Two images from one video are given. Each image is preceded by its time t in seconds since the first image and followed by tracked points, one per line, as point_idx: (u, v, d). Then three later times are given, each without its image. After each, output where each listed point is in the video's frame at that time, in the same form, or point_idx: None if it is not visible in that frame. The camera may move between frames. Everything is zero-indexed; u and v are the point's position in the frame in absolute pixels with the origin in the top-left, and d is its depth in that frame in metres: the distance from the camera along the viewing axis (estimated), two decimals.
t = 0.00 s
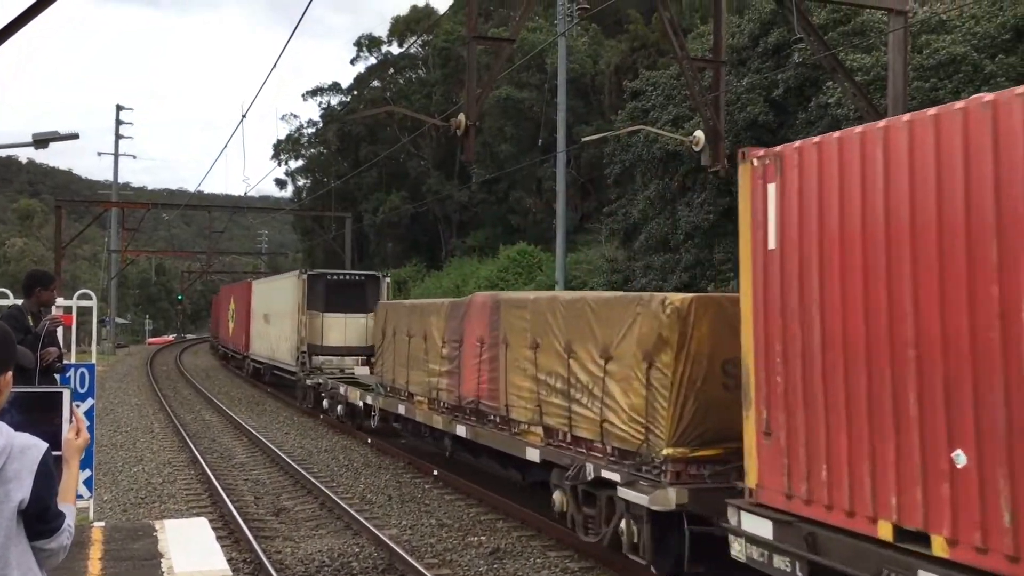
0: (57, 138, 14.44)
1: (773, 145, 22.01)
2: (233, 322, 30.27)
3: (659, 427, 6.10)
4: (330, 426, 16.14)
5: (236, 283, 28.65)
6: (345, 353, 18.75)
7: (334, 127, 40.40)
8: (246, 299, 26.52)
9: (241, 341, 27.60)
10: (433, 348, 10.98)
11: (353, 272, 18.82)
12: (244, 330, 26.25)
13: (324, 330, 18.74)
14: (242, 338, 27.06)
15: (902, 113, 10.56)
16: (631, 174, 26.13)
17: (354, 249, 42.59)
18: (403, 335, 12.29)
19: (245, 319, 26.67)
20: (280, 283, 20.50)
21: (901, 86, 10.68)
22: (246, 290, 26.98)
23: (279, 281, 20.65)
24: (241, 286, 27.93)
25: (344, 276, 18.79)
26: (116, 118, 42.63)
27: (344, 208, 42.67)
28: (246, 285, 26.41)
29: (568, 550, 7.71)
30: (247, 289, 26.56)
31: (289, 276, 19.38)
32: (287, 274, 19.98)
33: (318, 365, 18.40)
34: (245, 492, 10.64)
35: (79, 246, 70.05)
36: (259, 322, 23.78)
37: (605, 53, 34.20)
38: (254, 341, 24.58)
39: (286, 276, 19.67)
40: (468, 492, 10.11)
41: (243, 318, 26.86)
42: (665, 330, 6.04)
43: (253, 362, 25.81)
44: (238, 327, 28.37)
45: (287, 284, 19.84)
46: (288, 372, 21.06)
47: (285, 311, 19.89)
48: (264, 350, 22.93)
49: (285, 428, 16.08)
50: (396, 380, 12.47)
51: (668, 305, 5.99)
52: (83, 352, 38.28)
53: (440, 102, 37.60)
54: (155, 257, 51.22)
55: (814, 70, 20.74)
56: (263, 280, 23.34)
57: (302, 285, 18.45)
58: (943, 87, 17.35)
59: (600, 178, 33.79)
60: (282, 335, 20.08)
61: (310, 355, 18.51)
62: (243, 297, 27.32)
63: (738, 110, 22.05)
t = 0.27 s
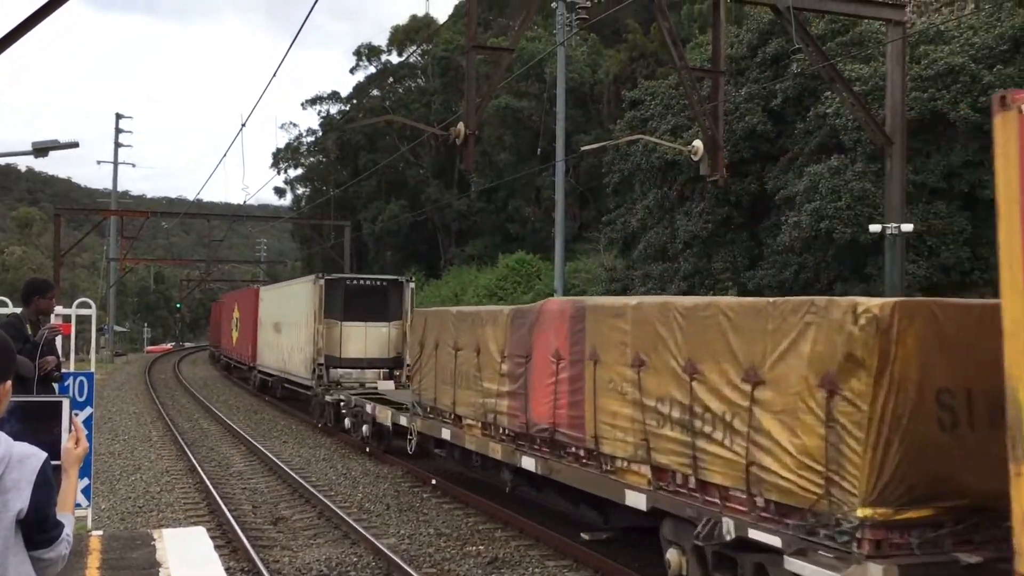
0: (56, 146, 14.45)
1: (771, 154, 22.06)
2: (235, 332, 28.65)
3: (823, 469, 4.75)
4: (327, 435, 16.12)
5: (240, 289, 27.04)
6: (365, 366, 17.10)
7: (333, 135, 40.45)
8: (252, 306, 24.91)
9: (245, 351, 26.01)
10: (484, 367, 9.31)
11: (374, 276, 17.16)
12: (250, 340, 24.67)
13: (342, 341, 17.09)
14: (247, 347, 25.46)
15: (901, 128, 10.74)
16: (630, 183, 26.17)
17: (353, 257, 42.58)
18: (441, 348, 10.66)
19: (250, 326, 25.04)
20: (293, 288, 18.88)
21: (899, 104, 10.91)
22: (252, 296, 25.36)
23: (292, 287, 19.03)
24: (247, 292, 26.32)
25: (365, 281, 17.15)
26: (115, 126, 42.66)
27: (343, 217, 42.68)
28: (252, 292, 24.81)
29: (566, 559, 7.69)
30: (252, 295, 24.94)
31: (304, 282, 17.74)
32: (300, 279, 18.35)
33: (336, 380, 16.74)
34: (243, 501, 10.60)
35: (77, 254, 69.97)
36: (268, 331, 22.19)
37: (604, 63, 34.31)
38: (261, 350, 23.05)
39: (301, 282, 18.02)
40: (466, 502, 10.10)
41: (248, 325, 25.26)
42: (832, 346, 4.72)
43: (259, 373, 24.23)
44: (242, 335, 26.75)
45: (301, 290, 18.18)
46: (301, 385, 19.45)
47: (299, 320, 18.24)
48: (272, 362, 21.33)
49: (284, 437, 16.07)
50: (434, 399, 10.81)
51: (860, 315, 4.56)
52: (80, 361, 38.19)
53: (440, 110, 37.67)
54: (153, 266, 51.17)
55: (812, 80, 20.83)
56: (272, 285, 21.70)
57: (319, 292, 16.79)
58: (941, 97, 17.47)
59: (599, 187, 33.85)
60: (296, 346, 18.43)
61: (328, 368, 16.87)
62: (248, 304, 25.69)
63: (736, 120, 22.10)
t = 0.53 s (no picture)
0: (58, 151, 14.48)
1: (772, 161, 22.09)
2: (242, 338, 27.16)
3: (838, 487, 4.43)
4: (327, 440, 16.10)
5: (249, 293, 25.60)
6: (391, 377, 15.60)
7: (334, 141, 40.52)
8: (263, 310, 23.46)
9: (253, 360, 24.49)
10: (562, 386, 7.42)
11: (402, 278, 15.68)
12: (260, 347, 23.23)
13: (367, 349, 15.63)
14: (256, 356, 23.98)
15: (903, 134, 10.74)
16: (631, 189, 26.19)
17: (354, 262, 42.62)
18: (501, 359, 8.84)
19: (259, 334, 23.56)
20: (311, 291, 17.43)
21: (900, 111, 10.92)
22: (262, 301, 23.94)
23: (311, 290, 17.54)
24: (257, 296, 24.89)
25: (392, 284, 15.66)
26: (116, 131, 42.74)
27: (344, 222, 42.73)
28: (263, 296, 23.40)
29: (566, 566, 7.66)
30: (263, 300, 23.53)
31: (324, 284, 16.27)
32: (321, 281, 16.90)
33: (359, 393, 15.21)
34: (242, 506, 10.59)
35: (78, 259, 70.06)
36: (280, 338, 20.78)
37: (605, 69, 34.36)
38: (272, 359, 21.60)
39: (321, 284, 16.57)
40: (465, 509, 10.08)
41: (258, 333, 23.79)
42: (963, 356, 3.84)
43: (268, 384, 22.75)
44: (250, 343, 25.28)
45: (322, 293, 16.69)
46: (318, 397, 17.97)
47: (317, 325, 16.74)
48: (286, 372, 19.87)
49: (283, 442, 16.04)
50: (487, 420, 9.15)
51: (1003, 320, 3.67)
52: (81, 366, 38.20)
53: (441, 116, 37.71)
54: (154, 270, 51.22)
55: (813, 87, 20.87)
56: (287, 289, 20.27)
57: (342, 294, 15.29)
58: (941, 105, 17.54)
59: (600, 193, 33.87)
60: (314, 354, 16.92)
61: (351, 379, 15.34)
62: (258, 309, 24.21)
63: (737, 127, 22.12)
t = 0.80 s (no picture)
0: (60, 152, 14.49)
1: (774, 163, 22.10)
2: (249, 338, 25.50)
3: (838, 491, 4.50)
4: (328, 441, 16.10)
5: (259, 290, 23.91)
6: (425, 385, 13.79)
7: (336, 142, 40.54)
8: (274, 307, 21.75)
9: (263, 362, 22.73)
10: (681, 401, 5.87)
11: (436, 273, 13.79)
12: (272, 350, 21.49)
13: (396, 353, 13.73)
14: (267, 358, 22.21)
15: (904, 136, 10.74)
16: (633, 191, 26.19)
17: (355, 264, 42.63)
18: (590, 371, 7.16)
19: (271, 334, 21.81)
20: (332, 289, 15.59)
21: (901, 113, 10.92)
22: (274, 298, 22.21)
23: (332, 287, 15.69)
24: (266, 294, 23.20)
25: (425, 280, 13.76)
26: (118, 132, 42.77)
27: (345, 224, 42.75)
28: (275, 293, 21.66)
29: (567, 567, 7.66)
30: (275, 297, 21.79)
31: (348, 281, 14.44)
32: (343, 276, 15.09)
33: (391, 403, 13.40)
34: (243, 507, 10.60)
35: (80, 260, 70.08)
36: (296, 340, 19.01)
37: (606, 71, 34.36)
38: (286, 363, 19.84)
39: (344, 281, 14.72)
40: (466, 510, 10.09)
41: (270, 334, 22.02)
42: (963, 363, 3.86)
43: (282, 389, 20.99)
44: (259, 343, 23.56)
45: (344, 290, 14.84)
46: (342, 406, 16.15)
47: (340, 328, 14.88)
48: (302, 377, 18.09)
49: (284, 443, 16.05)
50: (569, 442, 7.41)
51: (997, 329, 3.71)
52: (82, 366, 38.22)
53: (442, 118, 37.71)
54: (156, 271, 51.23)
55: (814, 90, 20.86)
56: (304, 286, 18.44)
57: (369, 292, 13.39)
58: (943, 108, 17.54)
59: (601, 195, 33.85)
60: (336, 358, 15.07)
61: (380, 388, 13.46)
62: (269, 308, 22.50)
63: (739, 129, 22.12)
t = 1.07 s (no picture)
0: (63, 153, 14.52)
1: (777, 164, 22.09)
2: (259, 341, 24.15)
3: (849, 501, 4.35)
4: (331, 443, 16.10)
5: (272, 289, 22.56)
6: (465, 392, 12.37)
7: (339, 143, 40.59)
8: (288, 309, 20.42)
9: (276, 365, 21.36)
10: (703, 403, 5.52)
11: (476, 268, 12.37)
12: (286, 352, 20.16)
13: (432, 356, 12.29)
14: (279, 360, 20.88)
15: (908, 136, 10.70)
16: (636, 192, 26.19)
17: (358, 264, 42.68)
18: (707, 384, 5.51)
19: (285, 336, 20.49)
20: (360, 286, 14.17)
21: (905, 113, 10.89)
22: (286, 298, 20.89)
23: (360, 285, 14.29)
24: (278, 293, 21.82)
25: (463, 275, 12.34)
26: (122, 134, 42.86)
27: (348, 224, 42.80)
28: (290, 293, 20.32)
29: (569, 569, 7.65)
30: (290, 298, 20.47)
31: (377, 277, 13.07)
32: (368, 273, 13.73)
33: (428, 412, 12.03)
34: (246, 508, 10.60)
35: (84, 261, 70.23)
36: (316, 343, 17.63)
37: (609, 72, 34.34)
38: (303, 368, 18.51)
39: (373, 277, 13.33)
40: (469, 510, 10.08)
41: (283, 335, 20.68)
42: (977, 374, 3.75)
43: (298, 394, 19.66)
44: (270, 345, 22.25)
45: (372, 287, 13.46)
46: (368, 414, 14.78)
47: (369, 329, 13.49)
48: (324, 383, 16.74)
49: (287, 444, 16.05)
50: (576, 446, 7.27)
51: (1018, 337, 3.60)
52: (86, 367, 38.31)
53: (445, 119, 37.72)
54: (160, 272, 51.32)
55: (817, 90, 20.84)
56: (326, 284, 17.06)
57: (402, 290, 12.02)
58: (946, 108, 17.53)
59: (604, 196, 33.84)
60: (364, 363, 13.69)
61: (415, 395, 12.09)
62: (282, 308, 21.12)
63: (742, 130, 22.10)
